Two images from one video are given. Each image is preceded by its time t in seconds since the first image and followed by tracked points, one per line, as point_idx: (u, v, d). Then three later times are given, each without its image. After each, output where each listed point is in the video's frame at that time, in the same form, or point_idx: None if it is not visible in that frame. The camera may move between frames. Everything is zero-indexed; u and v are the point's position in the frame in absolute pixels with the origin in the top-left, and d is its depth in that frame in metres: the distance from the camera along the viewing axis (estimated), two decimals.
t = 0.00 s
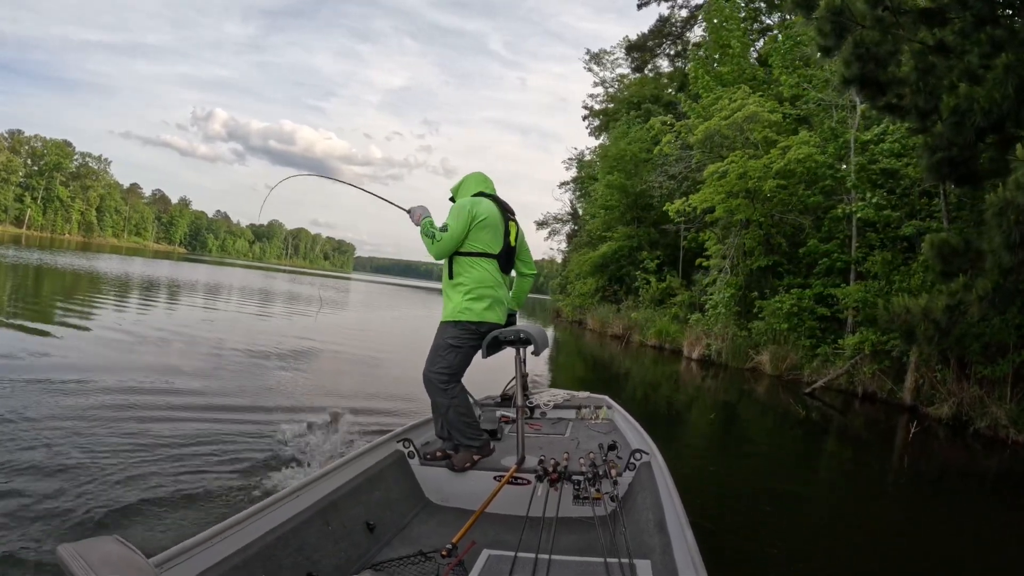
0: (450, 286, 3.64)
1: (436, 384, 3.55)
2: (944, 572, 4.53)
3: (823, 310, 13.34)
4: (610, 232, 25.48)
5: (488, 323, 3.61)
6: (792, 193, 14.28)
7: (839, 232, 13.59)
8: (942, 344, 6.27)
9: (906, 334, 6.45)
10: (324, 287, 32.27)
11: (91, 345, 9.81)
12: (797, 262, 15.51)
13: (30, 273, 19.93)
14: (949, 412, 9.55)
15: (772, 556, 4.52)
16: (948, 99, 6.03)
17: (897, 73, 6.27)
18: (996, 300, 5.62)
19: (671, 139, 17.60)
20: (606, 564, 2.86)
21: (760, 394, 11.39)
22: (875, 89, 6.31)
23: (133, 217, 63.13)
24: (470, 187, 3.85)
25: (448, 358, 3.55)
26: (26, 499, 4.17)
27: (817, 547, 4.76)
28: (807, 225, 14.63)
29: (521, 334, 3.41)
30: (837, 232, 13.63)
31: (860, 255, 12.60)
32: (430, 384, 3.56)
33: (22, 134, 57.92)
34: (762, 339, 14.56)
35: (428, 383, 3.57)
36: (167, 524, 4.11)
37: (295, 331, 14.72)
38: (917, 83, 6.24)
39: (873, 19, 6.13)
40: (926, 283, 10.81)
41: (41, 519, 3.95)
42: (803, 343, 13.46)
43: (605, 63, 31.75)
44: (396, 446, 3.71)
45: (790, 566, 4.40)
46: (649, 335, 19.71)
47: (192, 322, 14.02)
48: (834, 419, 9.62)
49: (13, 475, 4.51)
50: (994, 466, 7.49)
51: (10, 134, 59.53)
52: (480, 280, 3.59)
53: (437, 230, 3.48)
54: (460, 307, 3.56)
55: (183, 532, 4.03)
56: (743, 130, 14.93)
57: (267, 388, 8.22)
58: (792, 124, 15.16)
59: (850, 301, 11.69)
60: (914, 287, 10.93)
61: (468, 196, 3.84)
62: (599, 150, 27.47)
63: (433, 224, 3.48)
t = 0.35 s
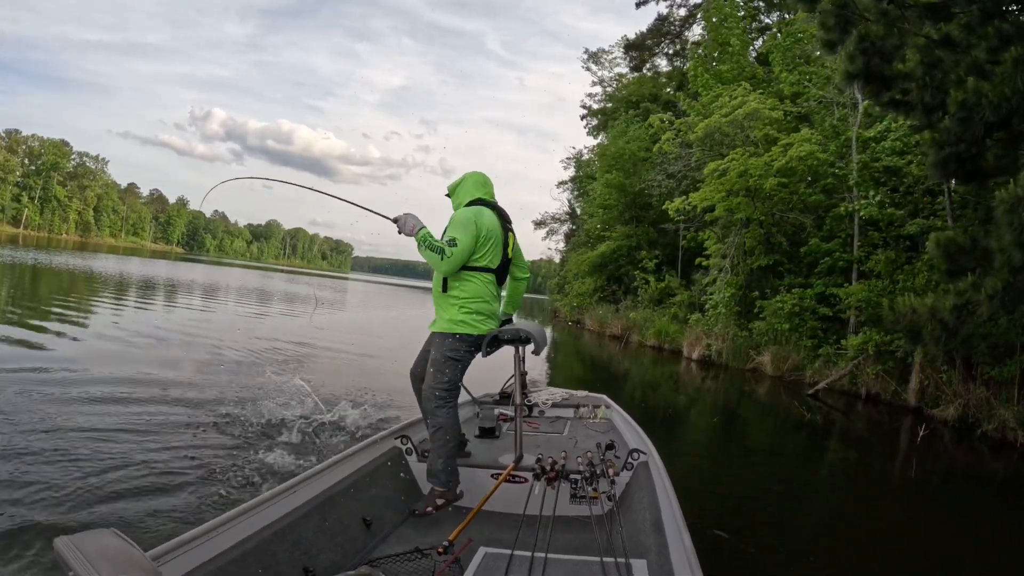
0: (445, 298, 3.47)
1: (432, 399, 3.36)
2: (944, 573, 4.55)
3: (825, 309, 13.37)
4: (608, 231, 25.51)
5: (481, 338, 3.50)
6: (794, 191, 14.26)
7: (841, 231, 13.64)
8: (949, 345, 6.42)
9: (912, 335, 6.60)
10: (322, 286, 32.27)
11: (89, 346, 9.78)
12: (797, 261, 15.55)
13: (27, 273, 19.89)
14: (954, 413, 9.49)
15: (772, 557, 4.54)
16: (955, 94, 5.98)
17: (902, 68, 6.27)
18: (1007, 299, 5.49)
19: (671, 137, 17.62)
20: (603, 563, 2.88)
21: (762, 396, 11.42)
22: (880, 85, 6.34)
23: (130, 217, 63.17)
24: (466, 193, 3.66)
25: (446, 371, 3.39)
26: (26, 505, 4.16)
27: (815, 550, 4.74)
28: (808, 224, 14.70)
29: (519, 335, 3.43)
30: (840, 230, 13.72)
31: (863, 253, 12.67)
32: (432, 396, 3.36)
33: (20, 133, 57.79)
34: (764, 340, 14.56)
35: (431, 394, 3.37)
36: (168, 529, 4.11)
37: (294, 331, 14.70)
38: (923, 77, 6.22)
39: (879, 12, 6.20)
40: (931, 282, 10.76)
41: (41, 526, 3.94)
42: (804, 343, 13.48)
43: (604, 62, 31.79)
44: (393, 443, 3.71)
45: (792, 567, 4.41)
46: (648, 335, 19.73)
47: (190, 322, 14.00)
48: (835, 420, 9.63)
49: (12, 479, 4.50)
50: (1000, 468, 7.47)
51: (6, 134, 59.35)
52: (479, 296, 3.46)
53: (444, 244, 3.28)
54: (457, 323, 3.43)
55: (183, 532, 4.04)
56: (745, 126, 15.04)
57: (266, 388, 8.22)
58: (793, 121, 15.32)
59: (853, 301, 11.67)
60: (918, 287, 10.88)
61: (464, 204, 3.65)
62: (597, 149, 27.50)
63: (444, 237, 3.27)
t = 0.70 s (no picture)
0: (445, 339, 3.05)
1: (426, 443, 3.08)
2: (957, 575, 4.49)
3: (829, 310, 13.37)
4: (607, 231, 25.48)
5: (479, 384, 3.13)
6: (796, 189, 14.24)
7: (844, 229, 13.65)
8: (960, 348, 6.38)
9: (922, 336, 6.55)
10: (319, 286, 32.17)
11: (87, 347, 9.71)
12: (799, 261, 15.54)
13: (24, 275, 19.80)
14: (964, 415, 9.42)
15: (777, 559, 4.51)
16: (966, 88, 5.68)
17: (910, 64, 6.23)
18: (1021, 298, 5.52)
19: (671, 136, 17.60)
20: (612, 563, 2.84)
21: (767, 398, 11.36)
22: (887, 81, 6.29)
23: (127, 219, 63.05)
24: (469, 219, 3.23)
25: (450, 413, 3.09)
26: (26, 509, 4.10)
27: (814, 553, 4.66)
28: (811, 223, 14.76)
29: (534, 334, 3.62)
30: (843, 229, 13.63)
31: (867, 252, 12.67)
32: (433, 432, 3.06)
33: (17, 134, 57.70)
34: (767, 341, 14.46)
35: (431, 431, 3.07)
36: (170, 533, 4.05)
37: (292, 332, 14.63)
38: (933, 72, 6.07)
39: (886, 7, 6.13)
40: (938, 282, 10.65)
41: (42, 531, 3.88)
42: (808, 343, 13.42)
43: (602, 62, 31.81)
44: (398, 447, 3.66)
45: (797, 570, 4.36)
46: (648, 336, 19.68)
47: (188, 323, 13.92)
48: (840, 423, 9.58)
49: (11, 483, 4.43)
50: (1012, 472, 7.40)
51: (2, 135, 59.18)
52: (483, 339, 3.07)
53: (456, 286, 2.86)
54: (458, 367, 3.03)
55: (187, 537, 3.99)
56: (748, 123, 15.03)
57: (267, 390, 8.15)
58: (795, 119, 15.36)
59: (859, 301, 11.65)
60: (925, 287, 10.80)
61: (467, 232, 3.22)
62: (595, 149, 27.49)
63: (456, 278, 2.85)
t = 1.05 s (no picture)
0: (449, 338, 3.03)
1: (423, 443, 3.06)
2: None
3: (829, 309, 13.39)
4: (606, 230, 25.49)
5: (482, 381, 3.15)
6: (796, 186, 14.42)
7: (846, 228, 13.72)
8: (966, 349, 6.19)
9: (929, 336, 6.35)
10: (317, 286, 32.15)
11: (84, 347, 9.69)
12: (799, 259, 15.56)
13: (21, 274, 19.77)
14: (969, 416, 9.41)
15: (773, 558, 4.53)
16: (973, 82, 5.95)
17: (915, 58, 6.17)
18: None
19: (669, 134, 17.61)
20: (605, 561, 2.85)
21: (767, 398, 11.37)
22: (891, 76, 6.25)
23: (125, 218, 63.08)
24: (459, 214, 3.21)
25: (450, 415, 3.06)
26: (22, 509, 4.09)
27: (810, 554, 4.68)
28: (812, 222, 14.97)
29: (545, 330, 3.96)
30: (844, 227, 13.75)
31: (869, 251, 12.69)
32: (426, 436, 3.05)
33: (15, 134, 57.64)
34: (767, 341, 14.45)
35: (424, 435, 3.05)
36: (168, 532, 4.04)
37: (291, 332, 14.61)
38: (938, 66, 6.12)
39: None
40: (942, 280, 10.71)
41: (38, 531, 3.87)
42: (809, 343, 13.41)
43: (600, 61, 31.83)
44: (394, 442, 3.68)
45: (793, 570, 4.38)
46: (647, 336, 19.70)
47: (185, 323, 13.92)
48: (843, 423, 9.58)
49: (8, 483, 4.42)
50: (1017, 473, 7.38)
51: None
52: (486, 336, 3.08)
53: (466, 286, 2.85)
54: (464, 367, 3.03)
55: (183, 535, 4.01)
56: (749, 120, 15.08)
57: (264, 390, 8.15)
58: (795, 116, 15.36)
59: (862, 300, 11.68)
60: (927, 284, 10.86)
61: (458, 227, 3.20)
62: (593, 148, 27.50)
63: (466, 278, 2.84)
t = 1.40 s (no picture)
0: (445, 331, 3.04)
1: (422, 437, 3.07)
2: None
3: (829, 309, 13.43)
4: (605, 229, 25.51)
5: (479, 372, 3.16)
6: (798, 184, 14.44)
7: (848, 225, 13.76)
8: (971, 348, 6.28)
9: (935, 334, 6.47)
10: (316, 286, 32.13)
11: (83, 348, 9.68)
12: (800, 258, 15.62)
13: (19, 274, 19.76)
14: (974, 417, 9.40)
15: (771, 560, 4.56)
16: (980, 76, 5.69)
17: (920, 53, 6.27)
18: None
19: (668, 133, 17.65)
20: (599, 560, 2.89)
21: (767, 399, 11.41)
22: (895, 71, 6.34)
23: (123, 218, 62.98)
24: (450, 206, 3.24)
25: (448, 410, 3.08)
26: (20, 511, 4.09)
27: (805, 555, 4.71)
28: (813, 220, 15.00)
29: (548, 326, 3.97)
30: (846, 226, 13.83)
31: (870, 251, 12.72)
32: (423, 431, 3.07)
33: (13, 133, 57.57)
34: (767, 340, 14.51)
35: (422, 430, 3.07)
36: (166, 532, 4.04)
37: (289, 332, 14.61)
38: (943, 60, 6.12)
39: None
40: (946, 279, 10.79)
41: (37, 531, 3.87)
42: (810, 344, 13.44)
43: (599, 60, 31.88)
44: (392, 436, 3.70)
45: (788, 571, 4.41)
46: (646, 336, 19.74)
47: (184, 324, 13.93)
48: (845, 425, 9.56)
49: (6, 484, 4.42)
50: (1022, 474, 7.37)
51: None
52: (482, 327, 3.09)
53: (463, 276, 2.86)
54: (461, 359, 3.04)
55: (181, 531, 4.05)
56: (749, 117, 15.11)
57: (262, 389, 8.17)
58: (795, 113, 15.47)
59: (865, 299, 11.72)
60: (929, 283, 10.92)
61: (450, 219, 3.22)
62: (592, 147, 27.52)
63: (463, 268, 2.85)
